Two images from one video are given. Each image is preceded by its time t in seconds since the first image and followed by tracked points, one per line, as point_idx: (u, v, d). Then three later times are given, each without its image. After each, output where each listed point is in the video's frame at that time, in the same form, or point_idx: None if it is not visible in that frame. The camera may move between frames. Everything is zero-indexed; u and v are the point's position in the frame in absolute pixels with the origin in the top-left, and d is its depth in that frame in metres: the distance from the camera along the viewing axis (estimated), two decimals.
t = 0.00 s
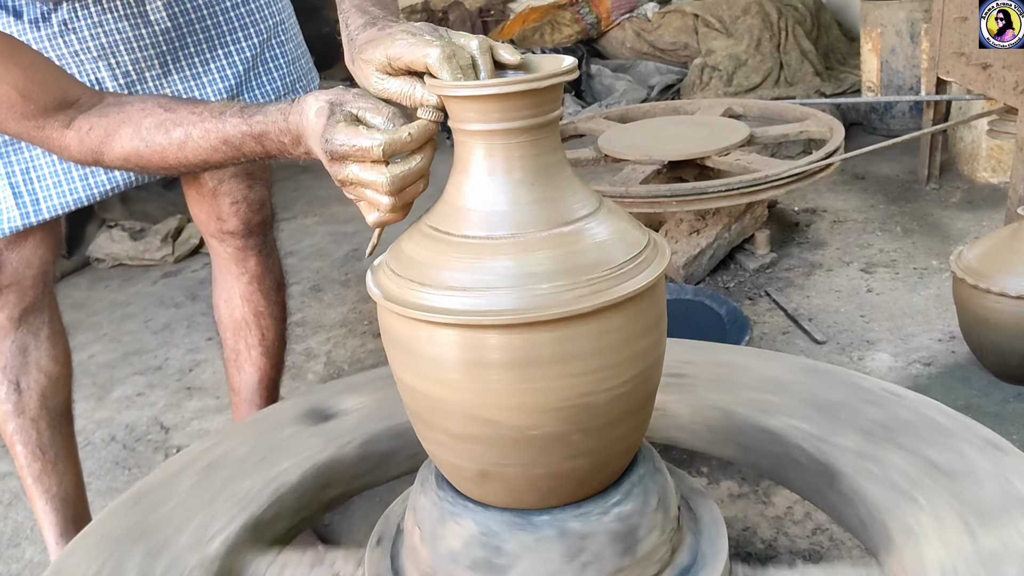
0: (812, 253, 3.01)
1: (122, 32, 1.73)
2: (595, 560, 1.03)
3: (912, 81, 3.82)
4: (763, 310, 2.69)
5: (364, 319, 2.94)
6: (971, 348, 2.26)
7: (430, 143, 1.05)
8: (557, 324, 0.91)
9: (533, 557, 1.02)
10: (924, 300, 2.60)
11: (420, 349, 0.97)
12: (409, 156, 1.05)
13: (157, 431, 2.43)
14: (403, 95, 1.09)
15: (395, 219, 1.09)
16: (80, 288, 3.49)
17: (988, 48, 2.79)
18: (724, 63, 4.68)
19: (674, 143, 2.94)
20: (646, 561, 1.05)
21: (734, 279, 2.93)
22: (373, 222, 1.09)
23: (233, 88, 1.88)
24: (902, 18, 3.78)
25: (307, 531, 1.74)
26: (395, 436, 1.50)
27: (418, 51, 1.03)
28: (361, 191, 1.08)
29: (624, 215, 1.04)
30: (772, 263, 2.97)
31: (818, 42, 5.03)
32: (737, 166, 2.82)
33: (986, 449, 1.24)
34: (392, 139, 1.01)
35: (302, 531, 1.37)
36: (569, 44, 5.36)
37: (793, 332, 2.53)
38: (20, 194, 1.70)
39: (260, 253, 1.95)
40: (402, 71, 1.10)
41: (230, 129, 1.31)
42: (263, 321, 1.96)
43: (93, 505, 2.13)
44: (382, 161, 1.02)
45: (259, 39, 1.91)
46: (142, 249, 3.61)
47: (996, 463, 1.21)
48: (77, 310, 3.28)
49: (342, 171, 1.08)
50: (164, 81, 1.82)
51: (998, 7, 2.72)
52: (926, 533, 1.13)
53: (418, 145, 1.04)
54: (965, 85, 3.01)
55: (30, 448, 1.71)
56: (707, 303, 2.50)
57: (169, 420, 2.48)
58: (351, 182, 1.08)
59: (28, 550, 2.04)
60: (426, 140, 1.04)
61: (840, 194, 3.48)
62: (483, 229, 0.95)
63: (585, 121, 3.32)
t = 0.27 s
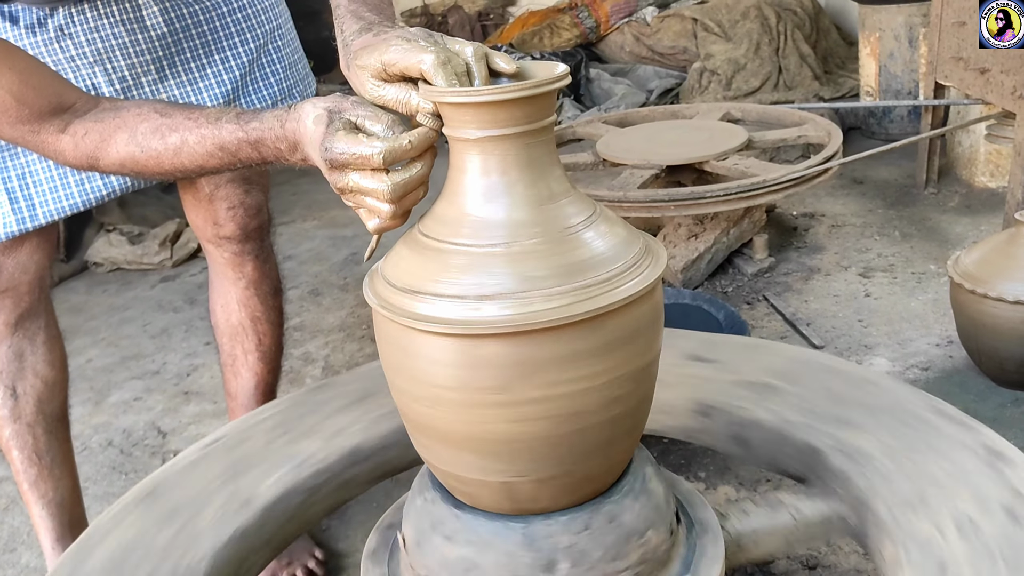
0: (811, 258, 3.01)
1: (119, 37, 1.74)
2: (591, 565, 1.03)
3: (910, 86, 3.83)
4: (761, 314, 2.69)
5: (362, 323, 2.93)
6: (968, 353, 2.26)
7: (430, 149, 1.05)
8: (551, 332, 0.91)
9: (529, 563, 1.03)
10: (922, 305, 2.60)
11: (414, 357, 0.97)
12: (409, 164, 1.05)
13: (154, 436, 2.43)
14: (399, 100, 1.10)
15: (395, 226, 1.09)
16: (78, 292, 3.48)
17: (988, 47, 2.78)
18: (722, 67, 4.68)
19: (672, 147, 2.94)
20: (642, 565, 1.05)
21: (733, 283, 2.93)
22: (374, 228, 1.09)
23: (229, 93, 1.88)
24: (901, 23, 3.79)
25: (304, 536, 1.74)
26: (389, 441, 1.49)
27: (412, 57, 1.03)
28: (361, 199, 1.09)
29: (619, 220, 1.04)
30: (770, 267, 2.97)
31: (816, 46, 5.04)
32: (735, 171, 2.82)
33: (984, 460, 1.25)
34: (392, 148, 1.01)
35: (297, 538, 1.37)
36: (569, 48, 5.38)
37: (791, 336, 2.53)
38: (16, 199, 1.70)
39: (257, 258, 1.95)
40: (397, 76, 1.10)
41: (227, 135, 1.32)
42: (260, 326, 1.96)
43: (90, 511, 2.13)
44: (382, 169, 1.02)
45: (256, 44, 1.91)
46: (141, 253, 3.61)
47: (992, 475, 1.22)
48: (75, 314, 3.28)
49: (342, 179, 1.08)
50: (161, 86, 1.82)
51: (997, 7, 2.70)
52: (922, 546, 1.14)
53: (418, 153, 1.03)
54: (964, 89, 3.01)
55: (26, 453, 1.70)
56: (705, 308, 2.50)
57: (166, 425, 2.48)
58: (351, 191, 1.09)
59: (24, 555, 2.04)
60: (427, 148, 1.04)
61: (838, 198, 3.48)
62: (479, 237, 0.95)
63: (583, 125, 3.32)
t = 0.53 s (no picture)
0: (811, 261, 3.01)
1: (117, 42, 1.74)
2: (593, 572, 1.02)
3: (910, 89, 3.83)
4: (760, 318, 2.69)
5: (362, 327, 2.93)
6: (968, 357, 2.26)
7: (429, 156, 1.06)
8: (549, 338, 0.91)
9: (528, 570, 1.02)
10: (921, 308, 2.60)
11: (413, 363, 0.96)
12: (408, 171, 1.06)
13: (154, 440, 2.43)
14: (398, 107, 1.11)
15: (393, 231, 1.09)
16: (78, 295, 3.49)
17: (989, 47, 2.77)
18: (722, 71, 4.68)
19: (671, 150, 2.94)
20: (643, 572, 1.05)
21: (732, 287, 2.93)
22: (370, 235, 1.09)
23: (228, 98, 1.88)
24: (900, 26, 3.79)
25: (302, 541, 1.73)
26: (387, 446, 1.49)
27: (412, 64, 1.03)
28: (359, 205, 1.09)
29: (617, 226, 1.04)
30: (770, 271, 2.97)
31: (816, 50, 5.05)
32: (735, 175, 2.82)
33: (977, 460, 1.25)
34: (391, 154, 1.02)
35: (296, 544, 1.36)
36: (568, 51, 5.39)
37: (791, 340, 2.53)
38: (15, 204, 1.70)
39: (255, 262, 1.95)
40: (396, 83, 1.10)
41: (225, 140, 1.32)
42: (259, 330, 1.96)
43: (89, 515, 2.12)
44: (381, 175, 1.02)
45: (255, 48, 1.91)
46: (141, 256, 3.61)
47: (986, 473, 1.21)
48: (74, 318, 3.28)
49: (340, 185, 1.08)
50: (160, 91, 1.82)
51: (998, 7, 2.69)
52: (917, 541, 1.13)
53: (417, 159, 1.04)
54: (963, 93, 3.01)
55: (25, 458, 1.70)
56: (704, 312, 2.50)
57: (166, 429, 2.48)
58: (349, 197, 1.09)
59: (23, 560, 2.04)
60: (426, 155, 1.04)
61: (838, 202, 3.48)
62: (478, 242, 0.95)
63: (583, 128, 3.32)
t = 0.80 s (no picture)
0: (811, 263, 3.01)
1: (116, 45, 1.75)
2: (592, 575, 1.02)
3: (910, 91, 3.84)
4: (761, 320, 2.69)
5: (362, 329, 2.93)
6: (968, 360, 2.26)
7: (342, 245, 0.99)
8: (549, 341, 0.90)
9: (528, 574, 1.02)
10: (921, 311, 2.60)
11: (414, 367, 0.96)
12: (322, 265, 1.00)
13: (154, 442, 2.43)
14: (399, 112, 1.14)
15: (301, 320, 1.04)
16: (78, 297, 3.49)
17: (989, 48, 2.76)
18: (722, 72, 4.68)
19: (671, 152, 2.94)
20: None
21: (732, 289, 2.93)
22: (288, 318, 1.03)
23: (227, 100, 1.89)
24: (900, 28, 3.79)
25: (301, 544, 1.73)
26: (387, 449, 1.49)
27: (414, 67, 1.03)
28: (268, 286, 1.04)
29: (617, 229, 1.04)
30: (770, 273, 2.96)
31: (816, 51, 5.05)
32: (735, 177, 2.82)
33: (989, 466, 1.24)
34: (297, 251, 0.97)
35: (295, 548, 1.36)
36: (569, 53, 5.39)
37: (791, 342, 2.53)
38: (14, 206, 1.70)
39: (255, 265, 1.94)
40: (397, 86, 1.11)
41: (187, 184, 1.25)
42: (258, 333, 1.95)
43: (89, 517, 2.12)
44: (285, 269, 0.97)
45: (254, 51, 1.91)
46: (141, 258, 3.61)
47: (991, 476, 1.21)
48: (75, 319, 3.28)
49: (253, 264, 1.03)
50: (159, 93, 1.83)
51: (998, 7, 2.69)
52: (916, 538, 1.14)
53: (326, 259, 0.99)
54: (964, 95, 3.01)
55: (25, 461, 1.70)
56: (705, 314, 2.50)
57: (165, 431, 2.47)
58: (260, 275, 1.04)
59: (22, 562, 2.04)
60: (337, 254, 0.99)
61: (838, 204, 3.48)
62: (479, 246, 0.95)
63: (583, 130, 3.32)
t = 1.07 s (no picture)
0: (811, 264, 3.02)
1: (116, 46, 1.75)
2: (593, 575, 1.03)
3: (910, 92, 3.84)
4: (760, 321, 2.69)
5: (363, 329, 2.94)
6: (968, 360, 2.26)
7: (344, 319, 1.09)
8: (549, 342, 0.91)
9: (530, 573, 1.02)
10: (921, 312, 2.60)
11: (415, 368, 0.97)
12: (320, 333, 1.09)
13: (154, 442, 2.43)
14: (397, 112, 1.13)
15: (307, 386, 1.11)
16: (78, 297, 3.49)
17: (988, 48, 2.77)
18: (722, 73, 4.68)
19: (671, 153, 2.94)
20: None
21: (732, 289, 2.93)
22: (286, 385, 1.12)
23: (227, 101, 1.88)
24: (900, 29, 3.80)
25: (302, 543, 1.73)
26: (388, 448, 1.49)
27: (414, 68, 1.04)
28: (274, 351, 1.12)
29: (617, 230, 1.04)
30: (770, 273, 2.97)
31: (816, 52, 5.05)
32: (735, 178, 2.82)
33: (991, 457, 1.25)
34: (299, 316, 1.06)
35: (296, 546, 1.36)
36: (569, 54, 5.40)
37: (791, 343, 2.53)
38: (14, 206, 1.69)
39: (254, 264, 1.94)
40: (396, 87, 1.11)
41: (181, 244, 1.34)
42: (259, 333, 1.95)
43: (89, 517, 2.12)
44: (288, 332, 1.06)
45: (254, 51, 1.91)
46: (142, 258, 3.62)
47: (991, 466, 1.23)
48: (75, 319, 3.28)
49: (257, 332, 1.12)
50: (159, 94, 1.83)
51: (998, 7, 2.69)
52: (916, 537, 1.16)
53: (327, 323, 1.07)
54: (964, 96, 3.01)
55: (26, 461, 1.71)
56: (704, 314, 2.50)
57: (166, 431, 2.48)
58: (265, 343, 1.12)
59: (23, 562, 2.04)
60: (338, 318, 1.08)
61: (838, 205, 3.48)
62: (479, 247, 0.95)
63: (583, 131, 3.33)
